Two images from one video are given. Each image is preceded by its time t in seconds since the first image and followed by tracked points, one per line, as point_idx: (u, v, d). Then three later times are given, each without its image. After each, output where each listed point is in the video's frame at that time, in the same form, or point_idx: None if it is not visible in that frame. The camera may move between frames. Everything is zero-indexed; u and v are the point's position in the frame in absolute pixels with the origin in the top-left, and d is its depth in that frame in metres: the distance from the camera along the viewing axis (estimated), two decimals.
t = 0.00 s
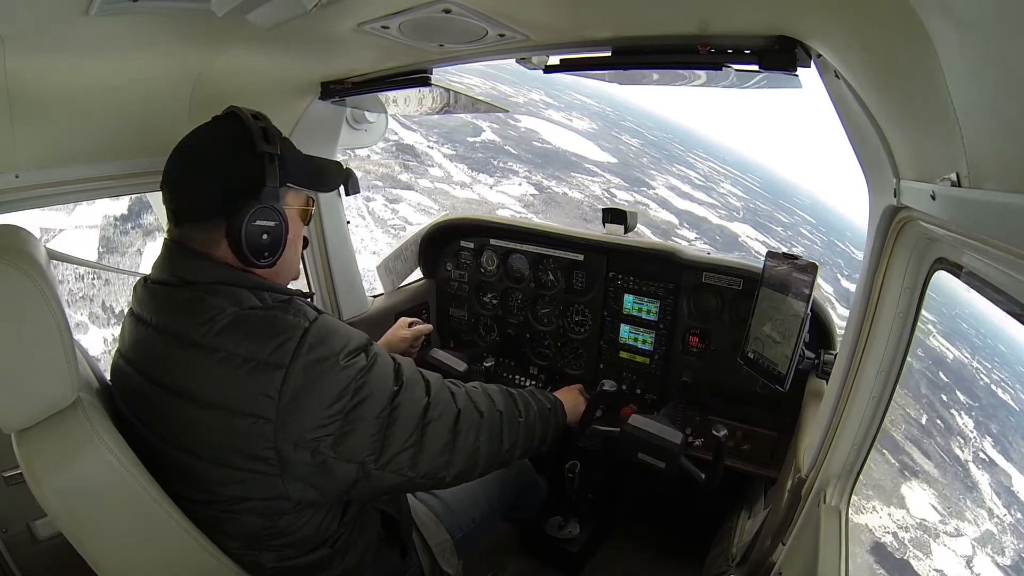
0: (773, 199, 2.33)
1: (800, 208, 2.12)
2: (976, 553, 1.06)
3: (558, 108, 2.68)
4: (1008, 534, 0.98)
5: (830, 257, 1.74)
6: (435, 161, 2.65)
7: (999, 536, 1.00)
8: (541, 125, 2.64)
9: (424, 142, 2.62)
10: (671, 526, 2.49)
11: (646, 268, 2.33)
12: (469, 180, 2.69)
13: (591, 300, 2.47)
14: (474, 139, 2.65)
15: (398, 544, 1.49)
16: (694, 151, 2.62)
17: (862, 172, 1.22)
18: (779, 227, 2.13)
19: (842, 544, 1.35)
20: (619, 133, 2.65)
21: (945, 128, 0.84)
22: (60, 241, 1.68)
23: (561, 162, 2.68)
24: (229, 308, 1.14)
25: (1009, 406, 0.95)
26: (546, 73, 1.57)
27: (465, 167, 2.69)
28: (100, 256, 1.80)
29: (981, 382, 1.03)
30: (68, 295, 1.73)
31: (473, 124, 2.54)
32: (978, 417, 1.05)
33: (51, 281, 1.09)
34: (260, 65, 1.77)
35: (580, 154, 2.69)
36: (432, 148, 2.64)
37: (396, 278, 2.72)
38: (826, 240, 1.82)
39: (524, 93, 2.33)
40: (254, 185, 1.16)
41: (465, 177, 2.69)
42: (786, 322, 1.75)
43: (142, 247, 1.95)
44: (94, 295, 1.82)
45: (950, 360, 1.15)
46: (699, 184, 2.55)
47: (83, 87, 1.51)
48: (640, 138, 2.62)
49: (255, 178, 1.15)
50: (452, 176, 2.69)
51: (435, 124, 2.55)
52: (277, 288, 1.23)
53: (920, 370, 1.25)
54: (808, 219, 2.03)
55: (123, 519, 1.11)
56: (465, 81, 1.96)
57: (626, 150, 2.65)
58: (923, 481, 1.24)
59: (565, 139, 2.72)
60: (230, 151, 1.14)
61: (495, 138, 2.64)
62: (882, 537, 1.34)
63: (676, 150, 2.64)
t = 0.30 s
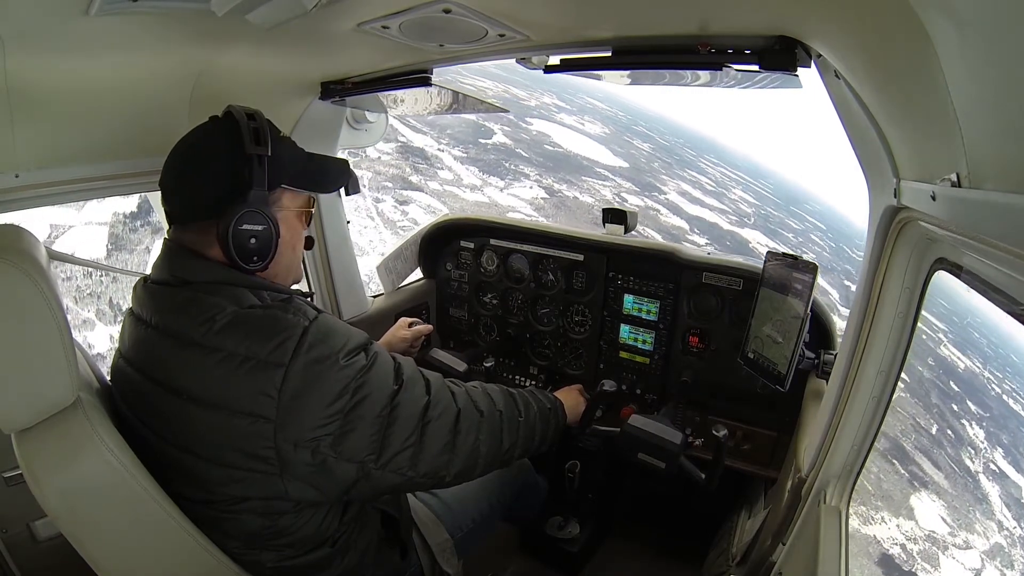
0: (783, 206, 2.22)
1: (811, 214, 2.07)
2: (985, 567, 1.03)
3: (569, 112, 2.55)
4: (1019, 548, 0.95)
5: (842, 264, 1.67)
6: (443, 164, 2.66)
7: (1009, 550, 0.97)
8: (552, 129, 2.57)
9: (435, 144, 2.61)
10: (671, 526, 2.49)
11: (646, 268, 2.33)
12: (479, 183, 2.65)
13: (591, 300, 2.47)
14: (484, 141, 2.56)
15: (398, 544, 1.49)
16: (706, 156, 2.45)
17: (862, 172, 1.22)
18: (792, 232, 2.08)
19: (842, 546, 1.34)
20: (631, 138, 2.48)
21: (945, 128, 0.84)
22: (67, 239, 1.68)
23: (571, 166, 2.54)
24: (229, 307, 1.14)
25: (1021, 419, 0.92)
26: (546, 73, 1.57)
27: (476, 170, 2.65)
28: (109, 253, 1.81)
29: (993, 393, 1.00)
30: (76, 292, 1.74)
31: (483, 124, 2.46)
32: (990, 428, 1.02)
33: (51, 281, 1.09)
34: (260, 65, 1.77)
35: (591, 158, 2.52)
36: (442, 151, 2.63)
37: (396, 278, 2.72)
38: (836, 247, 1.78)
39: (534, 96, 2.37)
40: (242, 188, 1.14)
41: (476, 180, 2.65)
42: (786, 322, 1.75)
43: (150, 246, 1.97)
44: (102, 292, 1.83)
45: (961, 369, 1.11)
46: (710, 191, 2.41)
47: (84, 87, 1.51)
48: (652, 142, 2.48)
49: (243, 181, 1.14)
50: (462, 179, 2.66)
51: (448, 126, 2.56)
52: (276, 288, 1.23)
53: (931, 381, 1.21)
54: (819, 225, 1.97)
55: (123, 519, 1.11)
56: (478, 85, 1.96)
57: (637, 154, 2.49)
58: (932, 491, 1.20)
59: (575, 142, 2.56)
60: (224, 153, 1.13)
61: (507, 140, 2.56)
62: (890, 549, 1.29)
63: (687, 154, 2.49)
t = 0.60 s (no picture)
0: (795, 212, 2.31)
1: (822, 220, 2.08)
2: None
3: (581, 116, 2.77)
4: None
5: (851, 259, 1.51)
6: (455, 167, 2.74)
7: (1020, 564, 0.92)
8: (564, 133, 2.77)
9: (447, 148, 2.70)
10: (671, 526, 2.49)
11: (646, 268, 2.33)
12: (491, 186, 2.71)
13: (591, 299, 2.48)
14: (496, 144, 2.70)
15: (398, 544, 1.49)
16: (717, 163, 2.68)
17: (862, 173, 1.22)
18: (801, 238, 2.03)
19: (842, 546, 1.34)
20: (643, 143, 2.69)
21: (944, 127, 0.84)
22: (76, 237, 1.71)
23: (584, 170, 2.65)
24: (229, 307, 1.14)
25: None
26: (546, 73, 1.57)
27: (487, 173, 2.73)
28: (117, 252, 1.83)
29: (1005, 404, 0.95)
30: (84, 290, 1.76)
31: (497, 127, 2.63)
32: (1002, 439, 0.97)
33: (51, 281, 1.09)
34: (260, 65, 1.77)
35: (603, 162, 2.67)
36: (454, 154, 2.72)
37: (396, 278, 2.72)
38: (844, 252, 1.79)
39: (549, 102, 2.65)
40: (240, 188, 1.14)
41: (487, 183, 2.71)
42: (787, 322, 1.75)
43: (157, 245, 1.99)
44: (109, 290, 1.85)
45: (972, 379, 1.06)
46: (722, 197, 2.54)
47: (84, 86, 1.51)
48: (663, 147, 2.68)
49: (241, 181, 1.14)
50: (473, 182, 2.72)
51: (460, 128, 2.65)
52: (276, 289, 1.23)
53: (943, 391, 1.16)
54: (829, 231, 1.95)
55: (123, 519, 1.11)
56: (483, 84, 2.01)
57: (649, 159, 2.66)
58: (943, 503, 1.14)
59: (588, 146, 2.74)
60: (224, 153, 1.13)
61: (518, 144, 2.69)
62: (899, 562, 1.24)
63: (698, 160, 2.71)
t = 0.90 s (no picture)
0: (807, 219, 2.07)
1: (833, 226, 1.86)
2: None
3: (594, 121, 2.59)
4: None
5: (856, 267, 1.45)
6: (467, 171, 2.67)
7: None
8: (576, 138, 2.66)
9: (457, 151, 2.65)
10: (671, 526, 2.49)
11: (646, 268, 2.33)
12: (502, 190, 2.66)
13: (591, 300, 2.47)
14: (507, 148, 2.63)
15: (398, 544, 1.49)
16: (730, 169, 2.45)
17: (862, 173, 1.23)
18: (812, 247, 1.88)
19: (842, 546, 1.34)
20: (655, 148, 2.51)
21: (944, 127, 0.84)
22: (86, 235, 1.74)
23: (595, 175, 2.56)
24: (229, 308, 1.14)
25: None
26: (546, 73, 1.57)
27: (498, 176, 2.67)
28: (127, 251, 1.86)
29: (1018, 414, 0.93)
30: (93, 289, 1.79)
31: (509, 131, 2.55)
32: (1014, 451, 0.95)
33: (51, 281, 1.09)
34: (260, 65, 1.77)
35: (615, 167, 2.56)
36: (465, 158, 2.66)
37: (396, 278, 2.72)
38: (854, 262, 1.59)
39: (560, 106, 2.55)
40: (245, 188, 1.14)
41: (498, 187, 2.66)
42: (787, 322, 1.75)
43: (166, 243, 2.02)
44: (119, 289, 1.88)
45: (985, 389, 1.03)
46: (733, 203, 2.37)
47: (85, 86, 1.51)
48: (676, 152, 2.50)
49: (246, 181, 1.14)
50: (485, 186, 2.67)
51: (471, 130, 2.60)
52: (277, 289, 1.23)
53: (956, 401, 1.13)
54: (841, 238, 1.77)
55: (123, 519, 1.11)
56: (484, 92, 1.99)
57: (661, 165, 2.52)
58: (954, 514, 1.13)
59: (599, 152, 2.62)
60: (226, 154, 1.13)
61: (529, 148, 2.63)
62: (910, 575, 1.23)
63: (711, 167, 2.51)
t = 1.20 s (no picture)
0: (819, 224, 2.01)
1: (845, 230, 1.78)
2: None
3: (606, 127, 2.47)
4: None
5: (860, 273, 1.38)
6: (478, 175, 2.63)
7: None
8: (589, 142, 2.50)
9: (468, 155, 2.61)
10: (671, 526, 2.49)
11: (646, 268, 2.33)
12: (513, 195, 2.61)
13: (591, 300, 2.47)
14: (518, 153, 2.54)
15: (398, 544, 1.49)
16: (742, 174, 2.40)
17: (863, 173, 1.23)
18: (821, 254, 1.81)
19: (842, 546, 1.34)
20: (666, 153, 2.43)
21: (945, 127, 0.84)
22: (96, 235, 1.77)
23: (607, 180, 2.46)
24: (229, 308, 1.14)
25: None
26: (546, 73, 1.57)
27: (510, 181, 2.60)
28: (137, 252, 1.90)
29: None
30: (102, 289, 1.82)
31: (520, 135, 2.49)
32: None
33: (51, 281, 1.09)
34: (260, 65, 1.78)
35: (626, 172, 2.46)
36: (476, 162, 2.62)
37: (396, 278, 2.72)
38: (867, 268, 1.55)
39: (572, 110, 2.45)
40: (249, 192, 1.14)
41: (509, 192, 2.61)
42: (787, 322, 1.75)
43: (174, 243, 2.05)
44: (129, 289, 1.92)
45: (997, 399, 0.98)
46: (745, 210, 2.32)
47: (86, 86, 1.51)
48: (688, 158, 2.43)
49: (250, 186, 1.14)
50: (496, 190, 2.63)
51: (485, 132, 2.53)
52: (279, 289, 1.24)
53: (968, 410, 1.08)
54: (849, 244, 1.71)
55: (124, 519, 1.11)
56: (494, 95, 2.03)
57: (673, 170, 2.44)
58: (966, 527, 1.08)
59: (613, 157, 2.48)
60: (229, 155, 1.12)
61: (541, 153, 2.53)
62: None
63: (723, 172, 2.43)
